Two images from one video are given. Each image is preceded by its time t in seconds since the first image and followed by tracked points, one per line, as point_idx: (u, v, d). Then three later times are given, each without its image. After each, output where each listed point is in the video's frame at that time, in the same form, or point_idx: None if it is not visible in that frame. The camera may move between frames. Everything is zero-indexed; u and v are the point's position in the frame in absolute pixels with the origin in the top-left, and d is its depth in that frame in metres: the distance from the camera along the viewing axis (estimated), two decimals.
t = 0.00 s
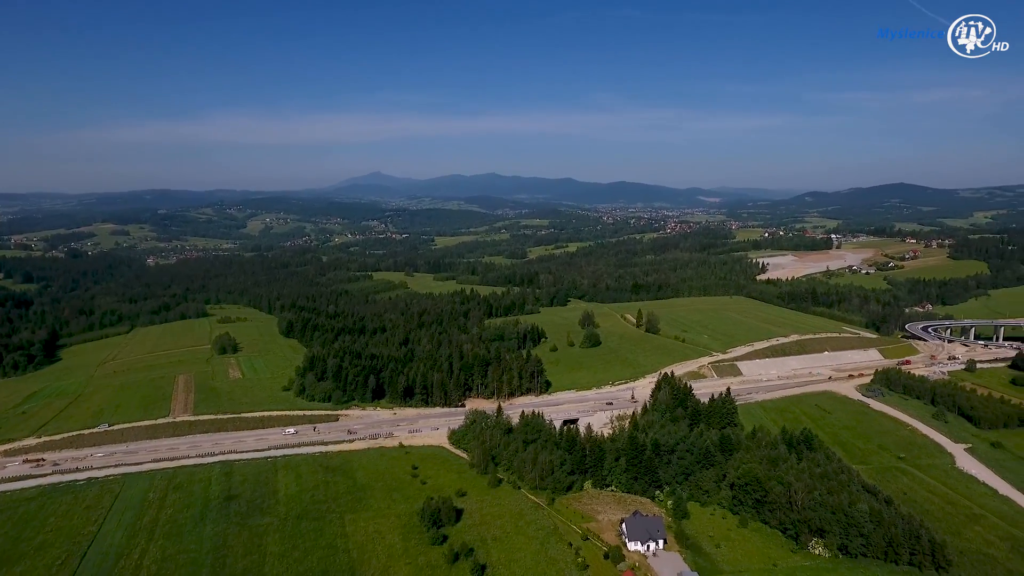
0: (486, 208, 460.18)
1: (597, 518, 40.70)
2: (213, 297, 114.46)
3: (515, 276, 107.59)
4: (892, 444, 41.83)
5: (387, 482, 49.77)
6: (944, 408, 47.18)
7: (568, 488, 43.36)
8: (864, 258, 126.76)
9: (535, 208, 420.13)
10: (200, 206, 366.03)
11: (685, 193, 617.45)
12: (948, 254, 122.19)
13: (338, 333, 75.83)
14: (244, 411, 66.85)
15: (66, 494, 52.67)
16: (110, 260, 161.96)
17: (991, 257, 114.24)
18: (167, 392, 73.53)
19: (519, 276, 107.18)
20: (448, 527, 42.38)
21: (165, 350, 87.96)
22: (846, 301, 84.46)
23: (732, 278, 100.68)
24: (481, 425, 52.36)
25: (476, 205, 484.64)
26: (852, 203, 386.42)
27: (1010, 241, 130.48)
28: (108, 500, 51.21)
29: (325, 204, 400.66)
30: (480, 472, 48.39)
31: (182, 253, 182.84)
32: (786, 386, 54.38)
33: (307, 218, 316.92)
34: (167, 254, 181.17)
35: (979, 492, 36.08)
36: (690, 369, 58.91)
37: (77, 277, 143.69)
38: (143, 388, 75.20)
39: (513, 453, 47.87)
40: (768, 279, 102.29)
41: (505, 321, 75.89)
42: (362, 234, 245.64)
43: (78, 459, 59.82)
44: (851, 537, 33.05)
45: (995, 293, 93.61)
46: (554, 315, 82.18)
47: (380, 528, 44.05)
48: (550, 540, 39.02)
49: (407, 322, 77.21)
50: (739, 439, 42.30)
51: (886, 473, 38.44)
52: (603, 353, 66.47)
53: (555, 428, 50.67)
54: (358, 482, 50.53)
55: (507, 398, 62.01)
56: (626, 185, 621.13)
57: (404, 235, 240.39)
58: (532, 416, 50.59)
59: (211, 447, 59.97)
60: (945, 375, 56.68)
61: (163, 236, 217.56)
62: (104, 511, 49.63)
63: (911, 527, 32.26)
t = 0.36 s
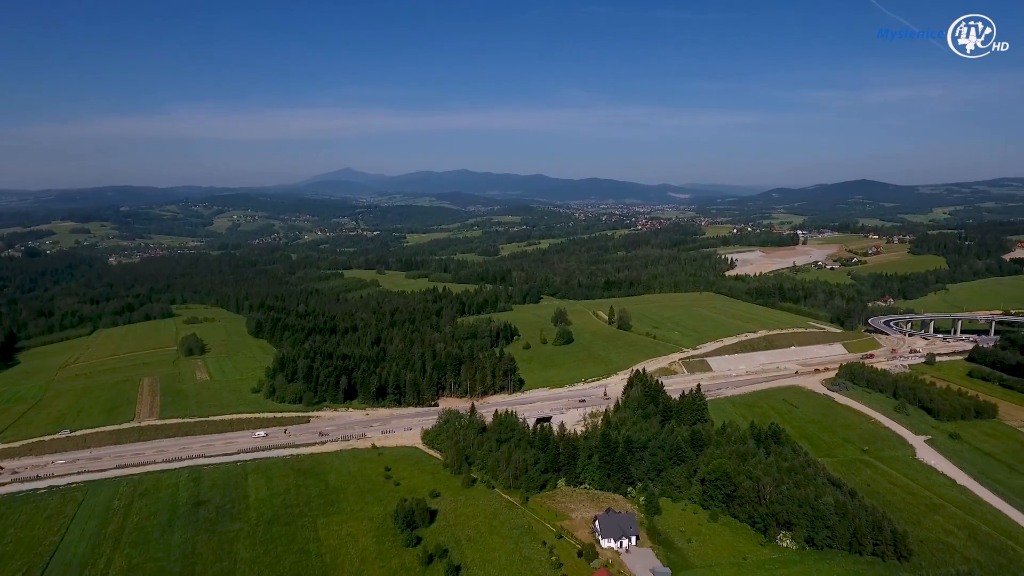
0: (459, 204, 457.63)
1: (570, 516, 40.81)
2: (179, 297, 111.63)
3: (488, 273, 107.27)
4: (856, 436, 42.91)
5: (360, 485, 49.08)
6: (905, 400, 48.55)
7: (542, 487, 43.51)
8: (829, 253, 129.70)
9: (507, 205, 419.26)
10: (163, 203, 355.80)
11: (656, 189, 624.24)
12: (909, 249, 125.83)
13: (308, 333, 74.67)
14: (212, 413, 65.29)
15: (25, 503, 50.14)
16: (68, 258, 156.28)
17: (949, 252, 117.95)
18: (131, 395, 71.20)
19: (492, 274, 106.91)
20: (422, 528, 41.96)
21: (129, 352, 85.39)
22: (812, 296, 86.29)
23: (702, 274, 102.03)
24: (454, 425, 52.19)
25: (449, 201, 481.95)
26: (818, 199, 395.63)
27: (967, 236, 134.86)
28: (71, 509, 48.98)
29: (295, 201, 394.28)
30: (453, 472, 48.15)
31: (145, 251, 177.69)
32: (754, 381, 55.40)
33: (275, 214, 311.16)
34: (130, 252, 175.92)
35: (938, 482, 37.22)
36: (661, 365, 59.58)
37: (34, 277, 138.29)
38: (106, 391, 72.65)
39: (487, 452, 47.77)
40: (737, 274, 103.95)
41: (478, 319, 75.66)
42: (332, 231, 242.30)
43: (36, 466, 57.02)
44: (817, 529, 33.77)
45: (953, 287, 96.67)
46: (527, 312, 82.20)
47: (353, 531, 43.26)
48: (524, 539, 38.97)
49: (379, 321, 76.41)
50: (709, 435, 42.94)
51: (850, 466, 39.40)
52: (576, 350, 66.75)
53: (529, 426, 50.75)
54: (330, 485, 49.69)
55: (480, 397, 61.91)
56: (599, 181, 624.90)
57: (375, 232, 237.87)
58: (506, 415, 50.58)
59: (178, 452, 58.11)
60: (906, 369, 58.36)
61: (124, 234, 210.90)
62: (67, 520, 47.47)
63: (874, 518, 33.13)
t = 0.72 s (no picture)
0: (431, 200, 454.53)
1: (544, 515, 40.89)
2: (143, 298, 108.48)
3: (460, 271, 106.76)
4: (821, 430, 43.96)
5: (332, 488, 48.26)
6: (868, 394, 49.90)
7: (515, 486, 43.55)
8: (794, 249, 132.50)
9: (478, 202, 418.12)
10: (124, 199, 344.85)
11: (627, 186, 628.53)
12: (871, 245, 129.25)
13: (278, 333, 73.36)
14: (179, 417, 63.54)
15: None
16: (24, 257, 150.27)
17: (909, 247, 121.51)
18: (93, 399, 68.65)
19: (464, 271, 106.45)
20: (396, 531, 41.36)
21: (89, 355, 82.52)
22: (779, 292, 88.00)
23: (672, 271, 103.19)
24: (428, 426, 51.98)
25: (421, 197, 478.41)
26: (783, 195, 403.64)
27: (926, 232, 139.14)
28: (29, 519, 46.51)
29: (262, 197, 386.41)
30: (427, 472, 47.81)
31: (106, 250, 172.07)
32: (723, 376, 56.36)
33: (242, 211, 304.53)
34: (90, 251, 170.16)
35: (899, 473, 38.36)
36: (632, 362, 60.15)
37: None
38: (66, 396, 69.83)
39: (460, 452, 47.60)
40: (706, 271, 105.44)
41: (450, 318, 75.32)
42: (301, 228, 238.20)
43: None
44: (784, 522, 34.45)
45: (912, 281, 99.62)
46: (499, 310, 82.12)
47: (326, 535, 42.33)
48: (499, 539, 38.80)
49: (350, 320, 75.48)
50: (679, 431, 43.59)
51: (816, 459, 40.36)
52: (548, 348, 66.98)
53: (502, 426, 50.78)
54: (302, 488, 48.70)
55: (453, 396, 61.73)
56: (571, 177, 627.60)
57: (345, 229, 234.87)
58: (479, 415, 50.49)
59: (143, 457, 56.01)
60: (868, 362, 60.01)
61: (84, 233, 203.89)
62: (26, 530, 45.13)
63: (839, 511, 33.96)
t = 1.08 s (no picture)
0: (404, 196, 451.00)
1: (519, 513, 40.96)
2: (106, 298, 105.31)
3: (433, 267, 106.06)
4: (789, 424, 44.88)
5: (305, 490, 47.46)
6: (834, 387, 51.10)
7: (491, 485, 43.52)
8: (763, 244, 134.77)
9: (452, 197, 415.74)
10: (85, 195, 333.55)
11: (601, 182, 631.69)
12: (837, 240, 132.21)
13: (248, 332, 72.03)
14: (146, 419, 61.84)
15: None
16: None
17: (873, 242, 124.57)
18: (55, 403, 66.18)
19: (437, 268, 105.77)
20: (371, 532, 40.77)
21: (50, 357, 79.70)
22: (748, 287, 89.45)
23: (644, 267, 104.05)
24: (402, 426, 51.69)
25: (394, 193, 474.09)
26: (753, 190, 410.09)
27: (889, 227, 142.86)
28: None
29: (231, 193, 378.30)
30: (401, 472, 47.42)
31: (66, 249, 166.29)
32: (694, 371, 57.17)
33: (209, 208, 297.45)
34: (49, 249, 164.28)
35: (864, 464, 39.36)
36: (605, 359, 60.60)
37: None
38: (25, 400, 67.14)
39: (435, 452, 47.40)
40: (677, 266, 106.64)
41: (424, 315, 74.88)
42: (271, 225, 233.77)
43: None
44: (754, 515, 35.09)
45: (876, 275, 102.23)
46: (473, 307, 81.88)
47: (300, 538, 41.48)
48: (475, 538, 38.62)
49: (322, 319, 74.48)
50: (652, 427, 44.13)
51: (785, 452, 41.18)
52: (522, 345, 67.08)
53: (476, 424, 50.77)
54: (274, 491, 47.74)
55: (427, 395, 61.48)
56: (544, 172, 628.63)
57: (316, 225, 231.34)
58: (454, 414, 50.37)
59: (108, 462, 53.96)
60: (834, 356, 61.46)
61: (42, 230, 196.69)
62: None
63: (807, 503, 34.68)
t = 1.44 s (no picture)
0: (377, 192, 446.76)
1: (496, 512, 40.96)
2: (69, 299, 101.99)
3: (408, 265, 105.21)
4: (761, 418, 45.65)
5: (280, 493, 46.66)
6: (804, 381, 52.11)
7: (468, 485, 43.46)
8: (735, 240, 136.63)
9: (426, 193, 412.76)
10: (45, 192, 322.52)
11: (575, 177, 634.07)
12: (806, 236, 134.70)
13: (219, 333, 70.65)
14: (114, 423, 60.18)
15: None
16: None
17: (841, 237, 127.29)
18: (17, 407, 63.78)
19: (412, 266, 104.98)
20: (347, 535, 40.20)
21: (11, 360, 76.92)
22: (721, 283, 90.63)
23: (619, 263, 104.67)
24: (377, 426, 51.28)
25: (367, 189, 468.99)
26: (725, 186, 415.16)
27: (856, 223, 146.05)
28: None
29: (199, 189, 369.90)
30: (377, 473, 47.00)
31: (25, 247, 160.46)
32: (668, 368, 57.83)
33: (177, 205, 290.28)
34: (7, 248, 158.36)
35: (833, 457, 40.22)
36: (581, 356, 60.91)
37: None
38: None
39: (411, 452, 47.12)
40: (651, 263, 107.52)
41: (399, 314, 74.35)
42: (241, 222, 229.03)
43: None
44: (728, 510, 35.65)
45: (844, 270, 104.48)
46: (448, 305, 81.54)
47: (275, 543, 40.69)
48: (452, 538, 38.44)
49: (296, 318, 73.40)
50: (627, 424, 44.54)
51: (756, 446, 41.86)
52: (497, 343, 67.04)
53: (453, 424, 50.69)
54: (248, 495, 46.80)
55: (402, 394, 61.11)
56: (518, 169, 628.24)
57: (288, 222, 227.54)
58: (430, 414, 50.16)
59: (74, 467, 51.98)
60: (804, 350, 62.72)
61: None
62: None
63: (778, 497, 35.31)
